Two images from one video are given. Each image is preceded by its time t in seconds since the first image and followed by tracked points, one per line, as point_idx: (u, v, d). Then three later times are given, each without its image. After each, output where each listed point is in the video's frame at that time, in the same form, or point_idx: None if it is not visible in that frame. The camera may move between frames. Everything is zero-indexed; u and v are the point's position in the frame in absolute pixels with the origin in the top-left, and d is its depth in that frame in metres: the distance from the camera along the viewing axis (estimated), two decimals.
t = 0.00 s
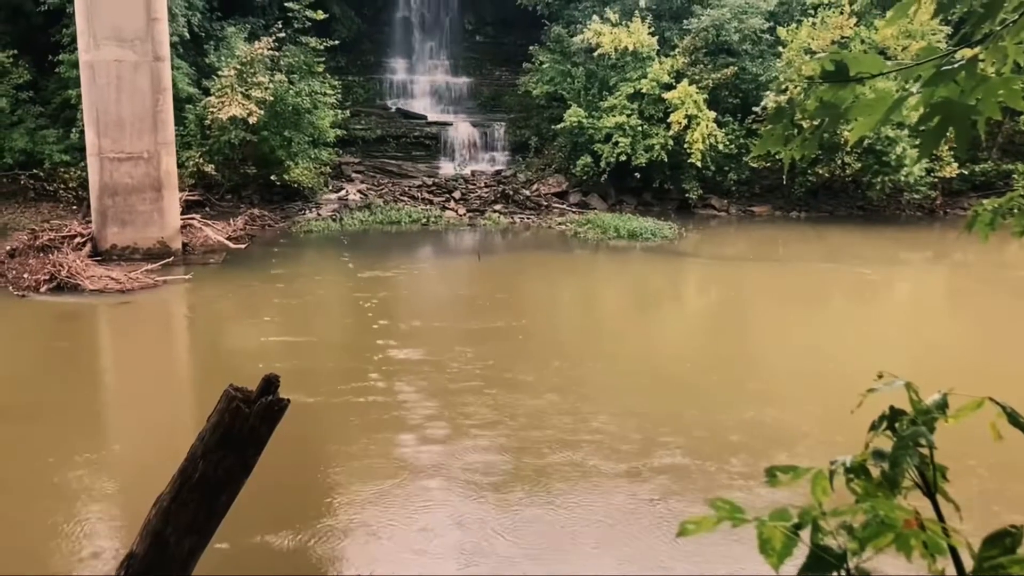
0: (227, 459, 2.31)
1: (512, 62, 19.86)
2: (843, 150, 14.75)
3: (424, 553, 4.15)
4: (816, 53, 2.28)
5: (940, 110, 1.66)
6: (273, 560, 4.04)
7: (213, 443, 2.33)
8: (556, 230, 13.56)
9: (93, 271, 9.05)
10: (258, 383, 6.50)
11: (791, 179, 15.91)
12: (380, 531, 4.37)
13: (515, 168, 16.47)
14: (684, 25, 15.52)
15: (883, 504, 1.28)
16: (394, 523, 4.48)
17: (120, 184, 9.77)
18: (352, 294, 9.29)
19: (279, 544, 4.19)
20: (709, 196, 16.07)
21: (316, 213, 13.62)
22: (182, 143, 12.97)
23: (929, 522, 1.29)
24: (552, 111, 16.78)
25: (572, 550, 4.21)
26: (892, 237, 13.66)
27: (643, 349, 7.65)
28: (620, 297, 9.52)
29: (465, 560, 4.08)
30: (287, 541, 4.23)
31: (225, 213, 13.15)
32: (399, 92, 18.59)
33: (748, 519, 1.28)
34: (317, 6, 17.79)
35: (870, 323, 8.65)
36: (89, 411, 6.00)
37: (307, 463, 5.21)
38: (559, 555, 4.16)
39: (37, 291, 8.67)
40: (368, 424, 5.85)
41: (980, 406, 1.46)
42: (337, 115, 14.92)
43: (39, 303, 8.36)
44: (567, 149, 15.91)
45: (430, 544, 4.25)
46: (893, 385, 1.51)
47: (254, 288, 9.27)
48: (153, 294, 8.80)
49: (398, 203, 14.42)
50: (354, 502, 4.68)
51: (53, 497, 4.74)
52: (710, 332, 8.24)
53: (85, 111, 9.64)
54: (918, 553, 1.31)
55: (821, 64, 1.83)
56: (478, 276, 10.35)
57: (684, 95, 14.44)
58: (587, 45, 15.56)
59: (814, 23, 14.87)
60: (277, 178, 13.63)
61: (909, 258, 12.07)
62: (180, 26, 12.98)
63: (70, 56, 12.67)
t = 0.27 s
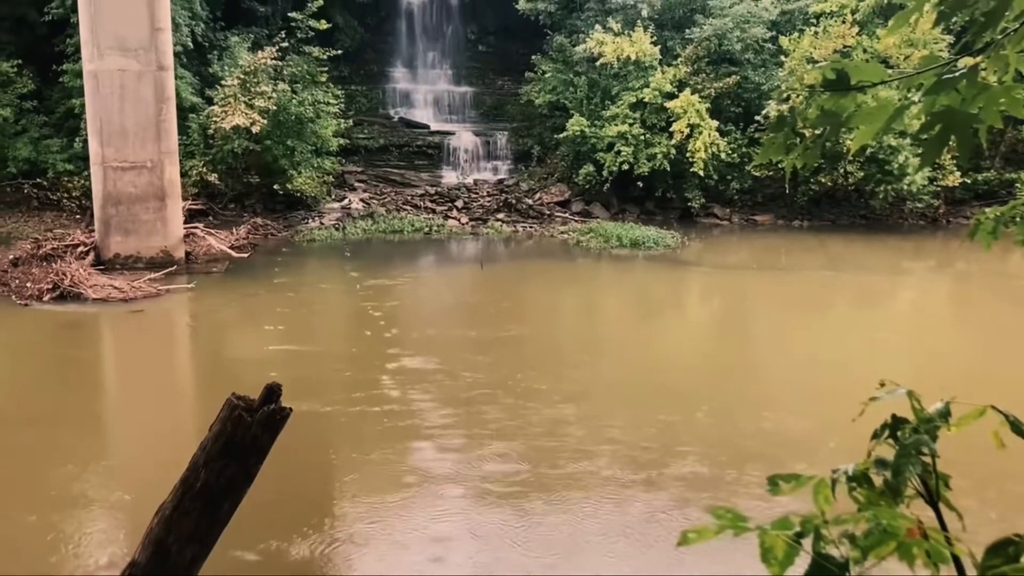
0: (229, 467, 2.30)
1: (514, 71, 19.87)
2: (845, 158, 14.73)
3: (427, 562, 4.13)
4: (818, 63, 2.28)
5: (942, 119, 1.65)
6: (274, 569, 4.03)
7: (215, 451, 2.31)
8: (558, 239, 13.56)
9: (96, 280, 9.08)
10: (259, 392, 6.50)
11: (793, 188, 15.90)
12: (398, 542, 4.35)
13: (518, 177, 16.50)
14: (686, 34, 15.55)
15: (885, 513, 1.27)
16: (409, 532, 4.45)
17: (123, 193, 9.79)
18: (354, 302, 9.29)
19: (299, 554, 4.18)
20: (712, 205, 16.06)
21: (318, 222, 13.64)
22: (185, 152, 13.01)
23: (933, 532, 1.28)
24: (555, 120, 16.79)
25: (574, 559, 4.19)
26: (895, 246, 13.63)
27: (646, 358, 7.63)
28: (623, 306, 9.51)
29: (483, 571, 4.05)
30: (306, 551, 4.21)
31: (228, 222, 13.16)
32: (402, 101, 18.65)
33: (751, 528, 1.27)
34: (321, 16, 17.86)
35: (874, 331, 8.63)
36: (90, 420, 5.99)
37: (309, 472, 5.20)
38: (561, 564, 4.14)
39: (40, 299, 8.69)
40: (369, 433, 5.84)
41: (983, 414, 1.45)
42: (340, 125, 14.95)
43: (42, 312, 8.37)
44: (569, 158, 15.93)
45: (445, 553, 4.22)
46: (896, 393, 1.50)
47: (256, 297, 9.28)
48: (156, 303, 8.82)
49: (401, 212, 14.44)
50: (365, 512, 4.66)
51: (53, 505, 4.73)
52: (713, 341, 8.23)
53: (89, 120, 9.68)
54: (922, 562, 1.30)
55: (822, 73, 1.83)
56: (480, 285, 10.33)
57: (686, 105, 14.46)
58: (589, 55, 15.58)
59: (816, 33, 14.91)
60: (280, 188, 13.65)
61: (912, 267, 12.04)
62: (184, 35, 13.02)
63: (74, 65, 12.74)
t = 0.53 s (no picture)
0: (231, 478, 2.29)
1: (516, 82, 19.91)
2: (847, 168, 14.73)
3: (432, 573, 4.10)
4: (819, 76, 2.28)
5: (942, 129, 1.64)
6: None
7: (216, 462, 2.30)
8: (561, 249, 13.57)
9: (99, 291, 9.10)
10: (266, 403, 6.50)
11: (795, 199, 15.90)
12: (418, 553, 4.33)
13: (520, 187, 16.54)
14: (688, 45, 15.60)
15: (887, 524, 1.26)
16: (430, 544, 4.43)
17: (126, 204, 9.82)
18: (356, 313, 9.29)
19: (316, 567, 4.14)
20: (714, 215, 16.07)
21: (321, 232, 13.67)
22: (189, 163, 13.06)
23: (935, 543, 1.27)
24: (557, 130, 16.84)
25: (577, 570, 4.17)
26: (898, 256, 13.62)
27: (648, 369, 7.61)
28: (626, 316, 9.51)
29: None
30: (322, 563, 4.17)
31: (232, 232, 13.19)
32: (404, 112, 18.71)
33: (751, 541, 1.26)
34: (325, 28, 17.96)
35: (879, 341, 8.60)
36: (92, 431, 5.98)
37: (313, 483, 5.17)
38: None
39: (43, 310, 8.71)
40: (377, 443, 5.83)
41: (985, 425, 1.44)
42: (343, 135, 15.00)
43: (45, 323, 8.39)
44: (572, 168, 15.96)
45: (462, 566, 4.19)
46: (897, 404, 1.49)
47: (258, 307, 9.28)
48: (159, 313, 8.84)
49: (403, 223, 14.46)
50: (382, 524, 4.64)
51: (55, 516, 4.72)
52: (717, 351, 8.21)
53: (93, 132, 9.71)
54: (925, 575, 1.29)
55: (822, 85, 1.84)
56: (483, 295, 10.33)
57: (688, 115, 14.48)
58: (591, 66, 15.61)
59: (818, 43, 14.95)
60: (283, 199, 13.69)
61: (915, 276, 12.02)
62: (188, 47, 13.09)
63: (78, 77, 12.81)
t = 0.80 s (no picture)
0: (235, 490, 2.29)
1: (519, 93, 19.93)
2: (851, 178, 14.71)
3: None
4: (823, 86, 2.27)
5: (947, 139, 1.64)
6: None
7: (220, 474, 2.30)
8: (564, 259, 13.55)
9: (103, 303, 9.11)
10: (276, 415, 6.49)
11: (799, 208, 15.88)
12: (438, 565, 4.31)
13: (523, 198, 16.56)
14: (691, 55, 15.61)
15: (895, 537, 1.24)
16: (450, 556, 4.41)
17: (131, 216, 9.84)
18: (360, 323, 9.29)
19: None
20: (718, 225, 16.05)
21: (325, 243, 13.67)
22: (193, 175, 13.08)
23: (943, 555, 1.26)
24: (560, 141, 16.86)
25: None
26: (903, 266, 13.57)
27: (654, 379, 7.57)
28: (630, 326, 9.48)
29: None
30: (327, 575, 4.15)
31: (236, 243, 13.21)
32: (408, 123, 18.79)
33: (758, 554, 1.25)
34: (329, 40, 18.05)
35: (885, 351, 8.56)
36: (97, 443, 5.96)
37: (320, 494, 5.15)
38: None
39: (48, 322, 8.71)
40: (390, 454, 5.81)
41: (992, 437, 1.43)
42: (347, 147, 15.04)
43: (49, 335, 8.39)
44: (575, 179, 15.97)
45: None
46: (904, 415, 1.48)
47: (264, 318, 9.28)
48: (163, 325, 8.84)
49: (407, 233, 14.46)
50: (400, 537, 4.63)
51: (60, 527, 4.71)
52: (723, 361, 8.17)
53: (97, 144, 9.75)
54: None
55: (826, 95, 1.83)
56: (487, 305, 10.33)
57: (692, 125, 14.50)
58: (594, 77, 15.63)
59: (821, 53, 14.97)
60: (287, 210, 13.72)
61: (920, 286, 11.97)
62: (192, 59, 13.14)
63: (82, 89, 12.87)
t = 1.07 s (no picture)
0: (238, 502, 2.29)
1: (522, 104, 19.99)
2: (854, 188, 14.70)
3: None
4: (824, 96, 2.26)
5: (951, 148, 1.63)
6: None
7: (224, 486, 2.30)
8: (568, 270, 13.54)
9: (107, 315, 9.12)
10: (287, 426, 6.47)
11: (803, 218, 15.86)
12: None
13: (527, 209, 16.57)
14: (693, 65, 15.61)
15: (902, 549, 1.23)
16: (465, 567, 4.38)
17: (135, 227, 9.87)
18: (364, 335, 9.27)
19: None
20: (722, 235, 16.03)
21: (329, 255, 13.68)
22: (197, 187, 13.12)
23: (951, 568, 1.24)
24: (563, 151, 16.90)
25: None
26: (907, 275, 13.53)
27: (659, 389, 7.53)
28: (634, 336, 9.47)
29: None
30: None
31: (239, 255, 13.22)
32: (412, 134, 18.85)
33: (764, 565, 1.23)
34: (332, 52, 18.15)
35: (890, 360, 8.52)
36: (101, 455, 5.95)
37: (333, 506, 5.13)
38: None
39: (52, 334, 8.71)
40: (402, 465, 5.79)
41: (999, 447, 1.42)
42: (350, 158, 15.07)
43: (53, 347, 8.39)
44: (578, 190, 15.97)
45: None
46: (909, 426, 1.47)
47: (269, 330, 9.28)
48: (168, 336, 8.85)
49: (411, 245, 14.47)
50: (418, 548, 4.60)
51: (66, 539, 4.70)
52: (728, 371, 8.14)
53: (102, 156, 9.79)
54: None
55: (828, 105, 1.81)
56: (491, 316, 10.32)
57: (695, 135, 14.51)
58: (597, 87, 15.65)
59: (823, 63, 14.99)
60: (290, 221, 13.74)
61: (923, 295, 11.94)
62: (196, 72, 13.19)
63: (87, 102, 12.93)
